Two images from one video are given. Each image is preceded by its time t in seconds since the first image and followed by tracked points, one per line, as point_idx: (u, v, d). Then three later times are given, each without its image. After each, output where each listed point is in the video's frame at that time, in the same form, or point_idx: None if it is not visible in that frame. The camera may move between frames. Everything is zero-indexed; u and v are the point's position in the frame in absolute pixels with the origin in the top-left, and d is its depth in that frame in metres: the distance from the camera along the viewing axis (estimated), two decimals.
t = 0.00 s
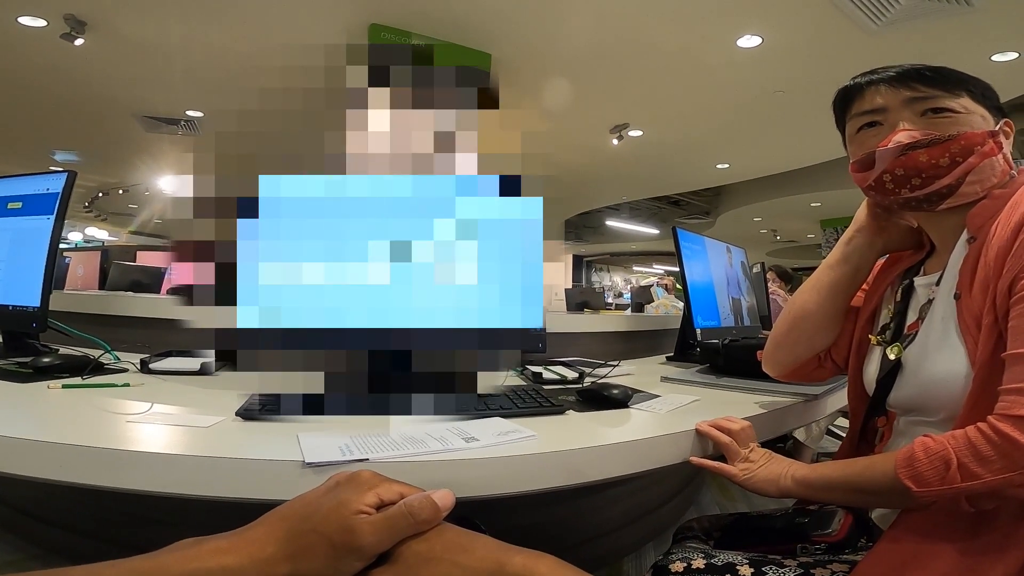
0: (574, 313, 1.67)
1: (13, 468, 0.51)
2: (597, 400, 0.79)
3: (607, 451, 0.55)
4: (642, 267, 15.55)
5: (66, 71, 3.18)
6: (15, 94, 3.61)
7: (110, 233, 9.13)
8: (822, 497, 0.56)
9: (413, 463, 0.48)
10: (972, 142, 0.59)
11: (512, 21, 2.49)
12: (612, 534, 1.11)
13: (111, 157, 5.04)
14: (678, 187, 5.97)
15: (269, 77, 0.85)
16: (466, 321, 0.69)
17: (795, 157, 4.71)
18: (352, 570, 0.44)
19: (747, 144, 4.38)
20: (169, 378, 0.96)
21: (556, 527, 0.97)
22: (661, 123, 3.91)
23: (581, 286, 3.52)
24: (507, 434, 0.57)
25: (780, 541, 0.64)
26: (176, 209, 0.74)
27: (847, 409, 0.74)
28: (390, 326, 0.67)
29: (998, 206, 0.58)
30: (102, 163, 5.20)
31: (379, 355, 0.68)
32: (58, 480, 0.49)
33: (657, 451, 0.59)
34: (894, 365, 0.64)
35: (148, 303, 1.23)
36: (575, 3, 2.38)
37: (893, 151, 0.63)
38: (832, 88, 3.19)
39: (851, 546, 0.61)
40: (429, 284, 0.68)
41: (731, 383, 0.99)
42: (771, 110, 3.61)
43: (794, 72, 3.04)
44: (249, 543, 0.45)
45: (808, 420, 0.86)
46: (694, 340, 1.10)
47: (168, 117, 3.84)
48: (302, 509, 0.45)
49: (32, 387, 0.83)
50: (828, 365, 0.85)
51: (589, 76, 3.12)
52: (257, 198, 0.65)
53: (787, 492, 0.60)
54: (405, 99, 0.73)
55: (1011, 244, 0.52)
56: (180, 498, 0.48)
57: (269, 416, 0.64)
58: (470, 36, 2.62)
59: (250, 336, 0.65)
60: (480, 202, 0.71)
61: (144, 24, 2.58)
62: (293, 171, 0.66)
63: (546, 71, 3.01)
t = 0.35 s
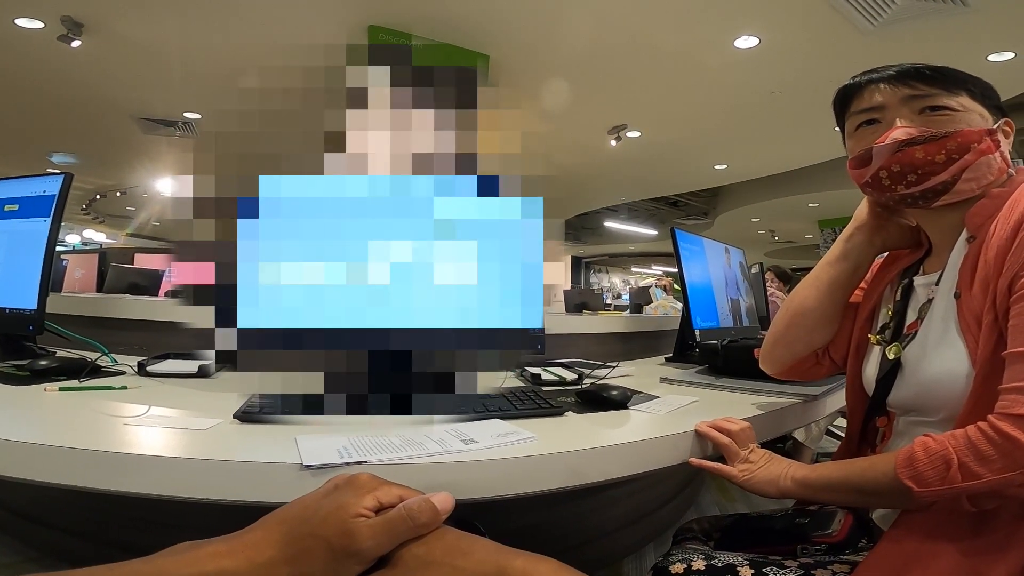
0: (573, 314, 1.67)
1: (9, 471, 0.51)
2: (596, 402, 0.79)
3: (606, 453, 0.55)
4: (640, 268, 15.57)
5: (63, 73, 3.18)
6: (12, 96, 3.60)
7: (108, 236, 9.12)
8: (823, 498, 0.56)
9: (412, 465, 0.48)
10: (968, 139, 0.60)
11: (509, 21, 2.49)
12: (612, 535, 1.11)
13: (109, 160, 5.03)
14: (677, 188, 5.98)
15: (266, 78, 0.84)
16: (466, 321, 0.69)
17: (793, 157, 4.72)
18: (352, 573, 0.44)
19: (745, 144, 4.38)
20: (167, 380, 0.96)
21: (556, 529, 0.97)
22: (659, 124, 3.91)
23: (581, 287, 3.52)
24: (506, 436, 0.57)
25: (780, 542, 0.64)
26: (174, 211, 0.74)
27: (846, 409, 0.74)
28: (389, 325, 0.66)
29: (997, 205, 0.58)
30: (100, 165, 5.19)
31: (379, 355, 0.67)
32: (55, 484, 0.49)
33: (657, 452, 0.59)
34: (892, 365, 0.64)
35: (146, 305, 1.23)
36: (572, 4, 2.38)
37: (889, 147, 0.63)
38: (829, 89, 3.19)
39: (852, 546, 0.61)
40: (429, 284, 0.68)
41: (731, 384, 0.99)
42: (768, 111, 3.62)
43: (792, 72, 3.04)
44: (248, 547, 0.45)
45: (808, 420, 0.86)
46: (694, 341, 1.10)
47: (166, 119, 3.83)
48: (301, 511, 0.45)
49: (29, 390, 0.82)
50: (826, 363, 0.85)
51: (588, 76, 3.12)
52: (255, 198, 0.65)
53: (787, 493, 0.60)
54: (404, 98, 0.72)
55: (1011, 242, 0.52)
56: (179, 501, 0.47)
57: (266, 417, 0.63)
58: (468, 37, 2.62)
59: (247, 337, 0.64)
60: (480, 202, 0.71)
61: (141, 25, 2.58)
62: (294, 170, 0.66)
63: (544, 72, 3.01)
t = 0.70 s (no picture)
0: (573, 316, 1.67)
1: (11, 472, 0.51)
2: (596, 404, 0.79)
3: (605, 455, 0.55)
4: (641, 269, 15.59)
5: (64, 74, 3.18)
6: (13, 97, 3.61)
7: (109, 237, 9.14)
8: (822, 500, 0.56)
9: (411, 467, 0.48)
10: (972, 140, 0.60)
11: (509, 22, 2.50)
12: (613, 536, 1.11)
13: (110, 161, 5.04)
14: (677, 189, 5.99)
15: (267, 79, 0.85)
16: (466, 322, 0.69)
17: (793, 158, 4.72)
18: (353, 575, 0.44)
19: (745, 145, 4.39)
20: (168, 382, 0.96)
21: (557, 531, 0.97)
22: (659, 125, 3.91)
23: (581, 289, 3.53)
24: (506, 438, 0.57)
25: (780, 544, 0.64)
26: (175, 211, 0.74)
27: (845, 411, 0.74)
28: (390, 326, 0.66)
29: (997, 206, 0.58)
30: (100, 166, 5.20)
31: (378, 356, 0.67)
32: (58, 486, 0.49)
33: (657, 454, 0.59)
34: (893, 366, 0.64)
35: (147, 307, 1.23)
36: (572, 5, 2.39)
37: (893, 146, 0.63)
38: (829, 89, 3.19)
39: (851, 547, 0.61)
40: (429, 284, 0.68)
41: (730, 385, 0.99)
42: (768, 112, 3.62)
43: (792, 73, 3.05)
44: (249, 549, 0.45)
45: (808, 422, 0.86)
46: (694, 343, 1.10)
47: (168, 120, 3.84)
48: (302, 514, 0.45)
49: (29, 391, 0.82)
50: (825, 364, 0.85)
51: (588, 77, 3.12)
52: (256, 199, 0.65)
53: (787, 495, 0.60)
54: (405, 99, 0.73)
55: (1012, 245, 0.52)
56: (180, 503, 0.47)
57: (269, 417, 0.66)
58: (468, 38, 2.62)
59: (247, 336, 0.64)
60: (478, 203, 0.72)
61: (142, 27, 2.59)
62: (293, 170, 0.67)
63: (544, 73, 3.02)
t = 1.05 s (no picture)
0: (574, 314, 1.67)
1: (15, 468, 0.51)
2: (597, 402, 0.78)
3: (606, 452, 0.55)
4: (643, 268, 15.57)
5: (67, 72, 3.19)
6: (16, 95, 3.61)
7: (111, 235, 9.16)
8: (823, 498, 0.56)
9: (412, 463, 0.48)
10: (968, 137, 0.59)
11: (511, 20, 2.49)
12: (614, 534, 1.11)
13: (112, 159, 5.05)
14: (679, 188, 5.97)
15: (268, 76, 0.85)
16: (466, 321, 0.69)
17: (796, 158, 4.71)
18: (354, 569, 0.44)
19: (747, 144, 4.37)
20: (171, 379, 0.96)
21: (558, 528, 0.97)
22: (661, 123, 3.91)
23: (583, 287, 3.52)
24: (508, 435, 0.57)
25: (782, 542, 0.64)
26: (177, 208, 0.74)
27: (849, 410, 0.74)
28: (389, 325, 0.67)
29: (1001, 205, 0.58)
30: (102, 164, 5.21)
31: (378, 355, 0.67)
32: (60, 481, 0.49)
33: (659, 452, 0.59)
34: (897, 366, 0.64)
35: (149, 304, 1.23)
36: (574, 3, 2.38)
37: (888, 147, 0.63)
38: (832, 88, 3.18)
39: (854, 547, 0.61)
40: (429, 284, 0.68)
41: (732, 383, 0.99)
42: (771, 111, 3.61)
43: (794, 72, 3.03)
44: (250, 544, 0.45)
45: (811, 420, 0.86)
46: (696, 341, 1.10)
47: (170, 118, 3.84)
48: (303, 508, 0.45)
49: (32, 388, 0.82)
50: (834, 365, 0.84)
51: (590, 76, 3.12)
52: (256, 197, 0.65)
53: (788, 493, 0.60)
54: (406, 98, 0.73)
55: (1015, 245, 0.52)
56: (182, 498, 0.48)
57: (268, 416, 0.63)
58: (470, 36, 2.62)
59: (246, 335, 0.65)
60: (478, 204, 0.71)
61: (144, 24, 2.59)
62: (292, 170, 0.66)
63: (546, 71, 3.01)
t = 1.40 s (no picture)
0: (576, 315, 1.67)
1: (19, 468, 0.51)
2: (599, 402, 0.78)
3: (608, 454, 0.55)
4: (645, 268, 15.55)
5: (71, 73, 3.20)
6: (20, 97, 3.64)
7: (115, 235, 9.20)
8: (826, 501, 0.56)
9: (415, 463, 0.48)
10: (930, 143, 0.63)
11: (513, 21, 2.49)
12: (616, 535, 1.11)
13: (116, 160, 5.08)
14: (681, 188, 5.97)
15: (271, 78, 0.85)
16: (466, 321, 0.69)
17: (798, 158, 4.70)
18: (358, 570, 0.44)
19: (750, 145, 4.36)
20: (174, 379, 0.97)
21: (560, 529, 0.97)
22: (663, 124, 3.90)
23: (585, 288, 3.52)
24: (510, 436, 0.57)
25: (784, 544, 0.64)
26: (180, 209, 0.75)
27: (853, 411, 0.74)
28: (388, 325, 0.67)
29: (1007, 206, 0.57)
30: (105, 164, 5.23)
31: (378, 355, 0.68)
32: (66, 481, 0.50)
33: (661, 453, 0.59)
34: (898, 369, 0.64)
35: (153, 305, 1.24)
36: (576, 4, 2.38)
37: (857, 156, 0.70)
38: (835, 88, 3.17)
39: (855, 549, 0.61)
40: (429, 284, 0.68)
41: (735, 384, 0.99)
42: (773, 111, 3.61)
43: (796, 73, 3.03)
44: (255, 544, 0.45)
45: (814, 420, 0.85)
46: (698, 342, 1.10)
47: (173, 119, 3.86)
48: (307, 509, 0.45)
49: (38, 389, 0.83)
50: (850, 380, 0.85)
51: (592, 77, 3.12)
52: (259, 198, 0.65)
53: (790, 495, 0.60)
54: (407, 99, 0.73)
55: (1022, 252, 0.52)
56: (186, 499, 0.48)
57: (273, 417, 0.63)
58: (471, 37, 2.62)
59: (248, 336, 0.66)
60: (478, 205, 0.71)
61: (148, 25, 2.60)
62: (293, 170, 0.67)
63: (547, 72, 3.01)
